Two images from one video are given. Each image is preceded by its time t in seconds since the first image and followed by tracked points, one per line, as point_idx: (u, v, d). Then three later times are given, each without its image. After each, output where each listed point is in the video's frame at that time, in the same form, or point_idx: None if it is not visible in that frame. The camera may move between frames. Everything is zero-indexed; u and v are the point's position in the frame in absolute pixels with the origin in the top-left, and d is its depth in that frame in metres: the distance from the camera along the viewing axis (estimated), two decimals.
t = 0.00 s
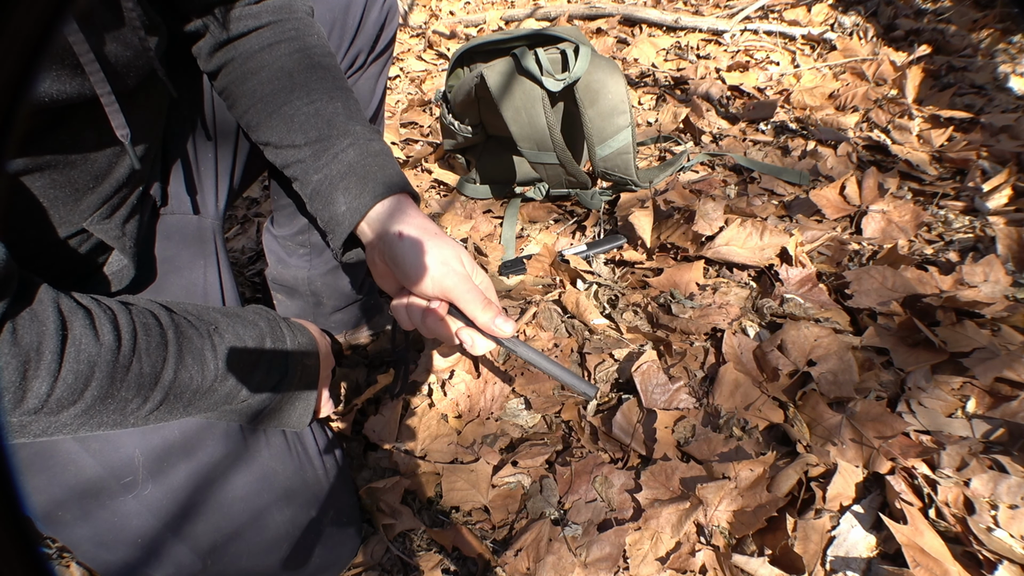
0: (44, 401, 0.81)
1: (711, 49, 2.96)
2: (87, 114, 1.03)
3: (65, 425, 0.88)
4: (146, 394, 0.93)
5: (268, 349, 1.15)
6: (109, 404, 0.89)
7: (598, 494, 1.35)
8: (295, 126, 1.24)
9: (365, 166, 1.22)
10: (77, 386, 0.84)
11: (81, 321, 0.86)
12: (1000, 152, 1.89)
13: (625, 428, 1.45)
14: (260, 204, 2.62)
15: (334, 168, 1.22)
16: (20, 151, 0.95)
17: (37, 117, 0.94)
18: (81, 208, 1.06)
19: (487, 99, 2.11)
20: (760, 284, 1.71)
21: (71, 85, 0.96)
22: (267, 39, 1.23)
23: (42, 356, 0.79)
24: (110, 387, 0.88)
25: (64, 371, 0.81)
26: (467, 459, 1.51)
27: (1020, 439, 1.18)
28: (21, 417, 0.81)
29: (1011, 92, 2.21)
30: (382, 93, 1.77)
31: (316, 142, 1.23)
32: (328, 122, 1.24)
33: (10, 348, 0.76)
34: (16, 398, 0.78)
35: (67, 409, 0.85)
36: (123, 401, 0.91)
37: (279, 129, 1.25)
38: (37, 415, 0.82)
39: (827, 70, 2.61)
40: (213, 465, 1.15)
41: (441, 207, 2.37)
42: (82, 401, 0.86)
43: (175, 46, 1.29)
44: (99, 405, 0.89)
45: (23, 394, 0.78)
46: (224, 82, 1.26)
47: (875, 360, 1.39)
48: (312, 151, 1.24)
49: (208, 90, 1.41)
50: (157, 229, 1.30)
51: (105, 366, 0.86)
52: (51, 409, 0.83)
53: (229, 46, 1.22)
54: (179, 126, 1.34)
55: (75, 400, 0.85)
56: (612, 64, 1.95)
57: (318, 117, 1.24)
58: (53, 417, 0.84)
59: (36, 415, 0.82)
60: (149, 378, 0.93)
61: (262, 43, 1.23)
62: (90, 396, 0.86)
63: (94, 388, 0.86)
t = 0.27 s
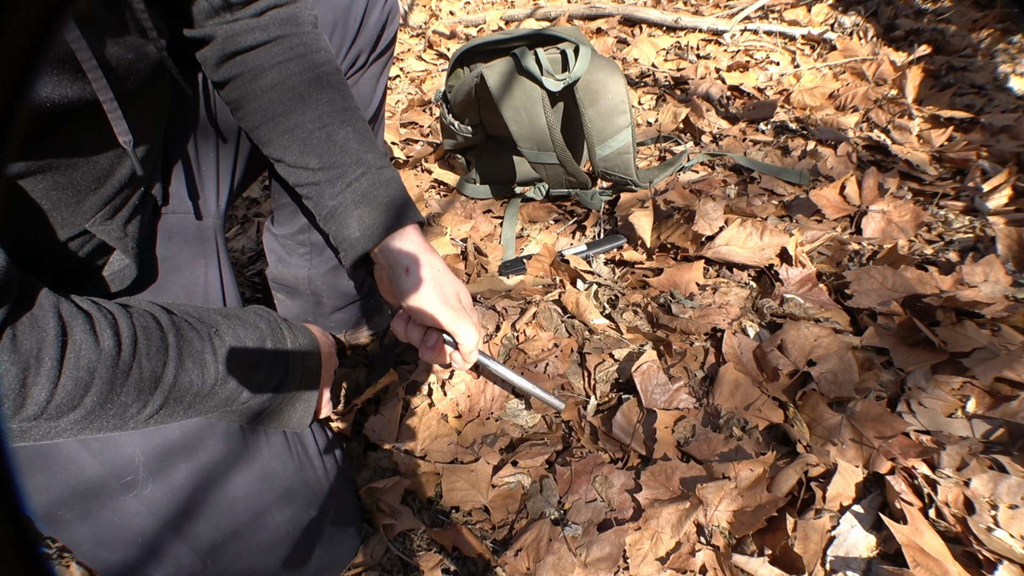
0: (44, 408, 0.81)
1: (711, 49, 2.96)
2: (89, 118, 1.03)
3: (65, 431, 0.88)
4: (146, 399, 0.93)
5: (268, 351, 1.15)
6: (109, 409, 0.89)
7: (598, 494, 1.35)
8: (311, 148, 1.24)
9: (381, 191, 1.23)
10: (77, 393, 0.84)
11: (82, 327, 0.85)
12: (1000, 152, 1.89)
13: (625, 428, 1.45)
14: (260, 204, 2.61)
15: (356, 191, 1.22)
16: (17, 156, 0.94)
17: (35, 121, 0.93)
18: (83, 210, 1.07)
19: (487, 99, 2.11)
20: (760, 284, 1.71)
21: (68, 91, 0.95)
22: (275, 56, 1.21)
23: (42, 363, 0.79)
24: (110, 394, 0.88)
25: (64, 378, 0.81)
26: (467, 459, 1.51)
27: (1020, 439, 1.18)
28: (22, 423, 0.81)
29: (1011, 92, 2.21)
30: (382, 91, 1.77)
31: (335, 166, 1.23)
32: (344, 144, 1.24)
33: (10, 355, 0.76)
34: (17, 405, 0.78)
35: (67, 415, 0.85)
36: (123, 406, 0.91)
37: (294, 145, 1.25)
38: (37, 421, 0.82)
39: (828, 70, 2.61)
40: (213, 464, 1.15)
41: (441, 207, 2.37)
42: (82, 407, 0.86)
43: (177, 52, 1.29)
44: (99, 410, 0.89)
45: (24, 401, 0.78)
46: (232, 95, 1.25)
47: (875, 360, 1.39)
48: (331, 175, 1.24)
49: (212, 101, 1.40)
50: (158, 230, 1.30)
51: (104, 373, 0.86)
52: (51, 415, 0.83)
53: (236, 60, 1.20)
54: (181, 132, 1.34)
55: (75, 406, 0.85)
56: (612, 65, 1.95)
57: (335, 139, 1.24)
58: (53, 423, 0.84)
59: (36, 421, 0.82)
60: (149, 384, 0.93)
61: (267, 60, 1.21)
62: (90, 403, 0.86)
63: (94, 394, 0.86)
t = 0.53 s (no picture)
0: (47, 413, 0.81)
1: (711, 49, 2.96)
2: (90, 120, 1.03)
3: (66, 435, 0.88)
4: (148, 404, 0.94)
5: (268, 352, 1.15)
6: (111, 414, 0.89)
7: (598, 494, 1.34)
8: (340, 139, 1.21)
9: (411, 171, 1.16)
10: (80, 399, 0.84)
11: (85, 332, 0.85)
12: (1000, 152, 1.89)
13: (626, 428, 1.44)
14: (260, 204, 2.61)
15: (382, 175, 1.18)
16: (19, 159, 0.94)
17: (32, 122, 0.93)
18: (84, 212, 1.07)
19: (487, 99, 2.11)
20: (760, 284, 1.71)
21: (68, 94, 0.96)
22: (294, 55, 1.20)
23: (45, 369, 0.79)
24: (112, 399, 0.88)
25: (66, 384, 0.81)
26: (467, 459, 1.51)
27: (1020, 439, 1.18)
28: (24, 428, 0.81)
29: (1011, 92, 2.21)
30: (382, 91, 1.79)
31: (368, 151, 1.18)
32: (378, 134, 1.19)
33: (14, 361, 0.76)
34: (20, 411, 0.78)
35: (70, 421, 0.85)
36: (125, 411, 0.91)
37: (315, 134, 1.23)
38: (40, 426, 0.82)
39: (828, 70, 2.61)
40: (214, 464, 1.15)
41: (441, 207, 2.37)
42: (85, 412, 0.86)
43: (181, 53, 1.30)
44: (102, 415, 0.89)
45: (27, 407, 0.79)
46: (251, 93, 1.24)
47: (875, 360, 1.39)
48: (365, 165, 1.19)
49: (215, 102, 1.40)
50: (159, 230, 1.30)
51: (107, 379, 0.86)
52: (53, 420, 0.83)
53: (259, 53, 1.19)
54: (183, 132, 1.36)
55: (76, 411, 0.85)
56: (612, 65, 1.95)
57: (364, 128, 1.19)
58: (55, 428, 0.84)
59: (38, 426, 0.82)
60: (151, 389, 0.93)
61: (283, 59, 1.20)
62: (93, 408, 0.86)
63: (97, 400, 0.86)
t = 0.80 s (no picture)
0: (29, 423, 0.82)
1: (711, 49, 2.96)
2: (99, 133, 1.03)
3: (55, 442, 0.88)
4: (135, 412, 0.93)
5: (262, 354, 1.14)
6: (98, 422, 0.90)
7: (598, 494, 1.34)
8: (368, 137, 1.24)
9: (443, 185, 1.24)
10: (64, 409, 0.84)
11: (72, 340, 0.85)
12: (1000, 152, 1.89)
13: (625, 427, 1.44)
14: (260, 204, 2.62)
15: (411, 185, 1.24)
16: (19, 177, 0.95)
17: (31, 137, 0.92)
18: (86, 225, 1.07)
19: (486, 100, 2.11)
20: (760, 284, 1.71)
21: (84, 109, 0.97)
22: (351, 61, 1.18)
23: (29, 380, 0.79)
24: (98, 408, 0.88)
25: (51, 394, 0.81)
26: (466, 459, 1.51)
27: (1020, 439, 1.18)
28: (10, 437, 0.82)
29: (1011, 92, 2.21)
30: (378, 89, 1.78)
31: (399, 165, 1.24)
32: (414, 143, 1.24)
33: None
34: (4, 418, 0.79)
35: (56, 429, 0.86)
36: (113, 418, 0.91)
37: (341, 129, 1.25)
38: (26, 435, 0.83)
39: (828, 70, 2.61)
40: (211, 465, 1.15)
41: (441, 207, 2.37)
42: (71, 421, 0.86)
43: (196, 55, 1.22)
44: (90, 424, 0.89)
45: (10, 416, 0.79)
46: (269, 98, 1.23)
47: (875, 360, 1.39)
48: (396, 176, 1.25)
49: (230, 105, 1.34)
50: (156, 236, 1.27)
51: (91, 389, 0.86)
52: (38, 429, 0.83)
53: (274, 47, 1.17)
54: (190, 131, 1.29)
55: (61, 421, 0.85)
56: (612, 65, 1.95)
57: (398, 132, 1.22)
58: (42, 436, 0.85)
59: (23, 435, 0.83)
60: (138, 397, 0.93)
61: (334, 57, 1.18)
62: (77, 417, 0.86)
63: (81, 410, 0.86)
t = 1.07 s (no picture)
0: (39, 410, 0.81)
1: (711, 49, 2.95)
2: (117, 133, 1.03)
3: (63, 431, 0.88)
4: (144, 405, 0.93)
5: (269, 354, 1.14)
6: (107, 413, 0.89)
7: (598, 494, 1.34)
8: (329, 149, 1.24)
9: (401, 190, 1.23)
10: (74, 397, 0.83)
11: (86, 329, 0.86)
12: (1000, 152, 1.89)
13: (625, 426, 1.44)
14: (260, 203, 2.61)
15: (367, 200, 1.23)
16: (19, 179, 0.92)
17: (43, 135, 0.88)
18: (111, 228, 1.12)
19: (487, 99, 2.11)
20: (760, 284, 1.71)
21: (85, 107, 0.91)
22: (294, 73, 1.15)
23: (44, 366, 0.79)
24: (107, 398, 0.88)
25: (64, 382, 0.81)
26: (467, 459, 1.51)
27: (1020, 439, 1.18)
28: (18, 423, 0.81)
29: (1011, 92, 2.21)
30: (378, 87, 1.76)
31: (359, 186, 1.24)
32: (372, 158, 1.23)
33: (11, 357, 0.76)
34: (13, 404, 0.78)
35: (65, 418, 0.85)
36: (121, 409, 0.91)
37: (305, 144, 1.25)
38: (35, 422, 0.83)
39: (828, 70, 2.61)
40: (212, 465, 1.15)
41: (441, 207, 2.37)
42: (80, 410, 0.86)
43: (208, 72, 1.28)
44: (97, 414, 0.89)
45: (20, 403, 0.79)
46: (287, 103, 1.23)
47: (875, 360, 1.39)
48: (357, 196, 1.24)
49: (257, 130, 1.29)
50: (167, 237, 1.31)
51: (102, 378, 0.86)
52: (47, 416, 0.83)
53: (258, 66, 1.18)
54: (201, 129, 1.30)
55: (72, 409, 0.85)
56: (611, 65, 1.95)
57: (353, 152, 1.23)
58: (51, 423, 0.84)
59: (32, 420, 0.82)
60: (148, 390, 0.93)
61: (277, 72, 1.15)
62: (87, 406, 0.86)
63: (92, 399, 0.86)
